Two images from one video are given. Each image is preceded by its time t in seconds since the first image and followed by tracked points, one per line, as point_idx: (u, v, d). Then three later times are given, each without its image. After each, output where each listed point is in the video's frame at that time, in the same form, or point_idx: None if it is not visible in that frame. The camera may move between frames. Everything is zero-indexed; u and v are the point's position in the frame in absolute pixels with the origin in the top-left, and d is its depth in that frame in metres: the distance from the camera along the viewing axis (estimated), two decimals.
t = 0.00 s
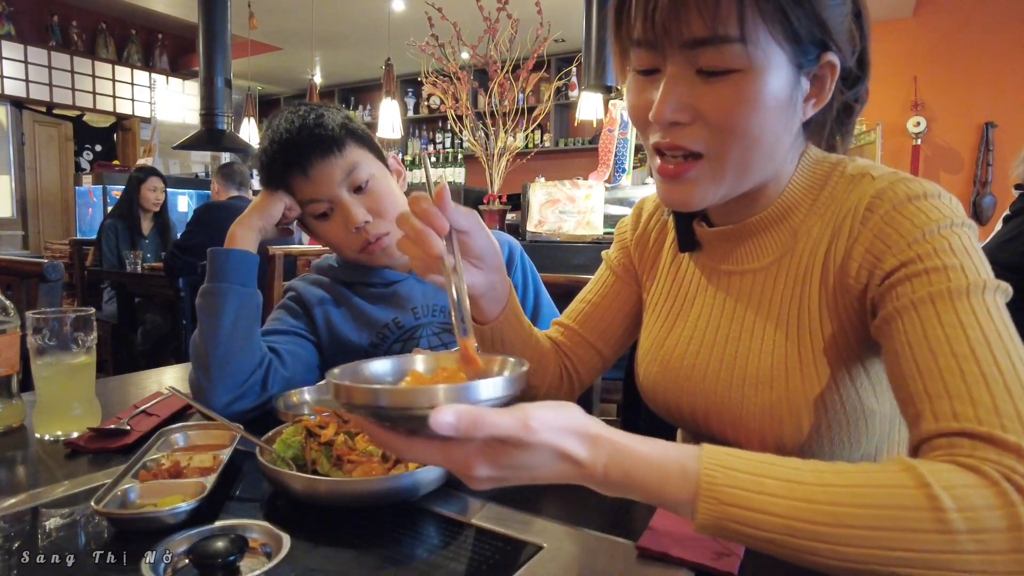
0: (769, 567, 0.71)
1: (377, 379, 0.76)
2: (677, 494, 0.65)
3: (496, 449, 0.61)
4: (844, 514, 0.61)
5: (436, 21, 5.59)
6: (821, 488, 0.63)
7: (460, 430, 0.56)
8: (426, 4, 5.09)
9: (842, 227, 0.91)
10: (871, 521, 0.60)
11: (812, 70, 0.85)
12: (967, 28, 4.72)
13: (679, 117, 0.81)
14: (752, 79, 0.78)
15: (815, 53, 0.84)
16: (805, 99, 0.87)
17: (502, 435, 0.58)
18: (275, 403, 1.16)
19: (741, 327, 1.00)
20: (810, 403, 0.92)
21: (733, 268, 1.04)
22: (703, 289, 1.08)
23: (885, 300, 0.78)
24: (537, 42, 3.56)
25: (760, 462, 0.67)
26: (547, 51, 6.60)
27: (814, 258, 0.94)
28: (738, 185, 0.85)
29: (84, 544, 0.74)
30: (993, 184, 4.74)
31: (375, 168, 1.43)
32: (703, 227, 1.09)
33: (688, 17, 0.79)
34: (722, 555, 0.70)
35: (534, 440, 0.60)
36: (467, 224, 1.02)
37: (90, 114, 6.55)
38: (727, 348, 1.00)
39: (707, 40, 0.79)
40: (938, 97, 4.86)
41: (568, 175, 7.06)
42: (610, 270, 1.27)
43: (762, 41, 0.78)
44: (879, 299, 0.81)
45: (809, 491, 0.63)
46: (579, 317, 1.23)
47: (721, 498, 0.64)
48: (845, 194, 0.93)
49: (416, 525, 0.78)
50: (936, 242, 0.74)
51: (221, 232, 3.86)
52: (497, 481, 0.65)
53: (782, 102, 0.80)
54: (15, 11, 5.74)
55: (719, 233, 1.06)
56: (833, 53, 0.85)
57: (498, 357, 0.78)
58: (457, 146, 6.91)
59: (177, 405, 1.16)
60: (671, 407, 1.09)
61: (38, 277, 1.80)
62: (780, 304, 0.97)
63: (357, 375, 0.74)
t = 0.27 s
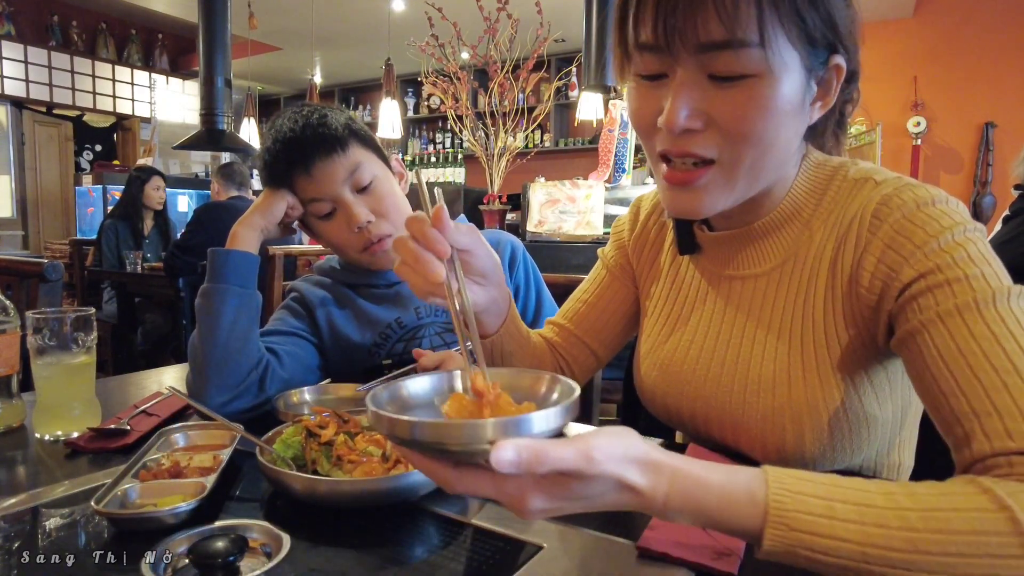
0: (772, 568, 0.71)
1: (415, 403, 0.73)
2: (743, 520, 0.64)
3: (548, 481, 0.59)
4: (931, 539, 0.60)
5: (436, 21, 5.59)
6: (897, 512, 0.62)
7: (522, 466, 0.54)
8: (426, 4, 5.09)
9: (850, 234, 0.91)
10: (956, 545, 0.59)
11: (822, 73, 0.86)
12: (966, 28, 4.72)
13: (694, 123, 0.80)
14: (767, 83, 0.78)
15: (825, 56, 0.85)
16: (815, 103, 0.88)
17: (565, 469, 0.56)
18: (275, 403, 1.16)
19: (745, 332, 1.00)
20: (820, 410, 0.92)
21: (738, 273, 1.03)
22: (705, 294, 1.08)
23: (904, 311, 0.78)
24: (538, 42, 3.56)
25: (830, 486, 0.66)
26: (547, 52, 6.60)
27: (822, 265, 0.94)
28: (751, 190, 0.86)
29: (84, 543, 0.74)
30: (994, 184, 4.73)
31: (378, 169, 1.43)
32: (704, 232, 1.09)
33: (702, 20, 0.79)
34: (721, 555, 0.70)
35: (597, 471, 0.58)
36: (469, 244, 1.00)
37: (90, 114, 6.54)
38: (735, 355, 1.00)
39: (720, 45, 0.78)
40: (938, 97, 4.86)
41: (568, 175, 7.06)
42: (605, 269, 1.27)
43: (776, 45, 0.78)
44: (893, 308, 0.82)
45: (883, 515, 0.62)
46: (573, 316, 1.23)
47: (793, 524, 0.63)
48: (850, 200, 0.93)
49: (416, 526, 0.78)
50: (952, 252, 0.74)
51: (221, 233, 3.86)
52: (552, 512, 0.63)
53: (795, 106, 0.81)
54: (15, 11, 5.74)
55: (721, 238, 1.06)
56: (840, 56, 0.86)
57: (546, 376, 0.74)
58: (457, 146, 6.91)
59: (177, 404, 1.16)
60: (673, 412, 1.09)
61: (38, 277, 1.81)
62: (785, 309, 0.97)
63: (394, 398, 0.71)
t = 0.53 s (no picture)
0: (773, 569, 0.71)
1: (434, 408, 0.73)
2: (784, 535, 0.65)
3: (584, 498, 0.58)
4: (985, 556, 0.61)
5: (436, 20, 5.59)
6: (941, 528, 0.63)
7: (566, 488, 0.52)
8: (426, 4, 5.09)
9: (853, 238, 0.91)
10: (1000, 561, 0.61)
11: (829, 70, 0.86)
12: (965, 29, 4.73)
13: (701, 122, 0.80)
14: (776, 82, 0.78)
15: (831, 53, 0.85)
16: (820, 100, 0.88)
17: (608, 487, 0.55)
18: (275, 403, 1.16)
19: (748, 335, 1.00)
20: (824, 413, 0.93)
21: (739, 275, 1.04)
22: (705, 295, 1.08)
23: (914, 316, 0.79)
24: (538, 42, 3.56)
25: (871, 501, 0.67)
26: (547, 52, 6.61)
27: (826, 267, 0.94)
28: (755, 189, 0.85)
29: (84, 543, 0.74)
30: (994, 185, 4.73)
31: (383, 169, 1.44)
32: (704, 233, 1.08)
33: (711, 17, 0.78)
34: (721, 555, 0.70)
35: (638, 488, 0.57)
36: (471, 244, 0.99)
37: (90, 114, 6.55)
38: (738, 357, 1.00)
39: (729, 42, 0.78)
40: (939, 97, 4.86)
41: (568, 175, 7.06)
42: (601, 267, 1.26)
43: (784, 43, 0.79)
44: (901, 312, 0.83)
45: (927, 530, 0.64)
46: (570, 315, 1.23)
47: (834, 540, 0.64)
48: (852, 203, 0.94)
49: (417, 526, 0.78)
50: (961, 259, 0.75)
51: (221, 233, 3.86)
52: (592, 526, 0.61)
53: (802, 105, 0.81)
54: (15, 11, 5.74)
55: (722, 240, 1.06)
56: (844, 54, 0.86)
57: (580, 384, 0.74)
58: (457, 146, 6.91)
59: (177, 404, 1.16)
60: (672, 414, 1.09)
61: (38, 277, 1.81)
62: (788, 311, 0.97)
63: (412, 402, 0.71)
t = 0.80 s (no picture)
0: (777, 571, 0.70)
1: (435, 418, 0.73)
2: (798, 544, 0.65)
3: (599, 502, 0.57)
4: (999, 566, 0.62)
5: (436, 19, 5.57)
6: (957, 538, 0.64)
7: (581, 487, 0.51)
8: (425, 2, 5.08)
9: (859, 240, 0.90)
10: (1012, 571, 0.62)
11: (831, 71, 0.85)
12: (968, 28, 4.72)
13: (699, 123, 0.79)
14: (775, 82, 0.77)
15: (833, 54, 0.84)
16: (824, 99, 0.87)
17: (625, 491, 0.55)
18: (274, 404, 1.15)
19: (751, 336, 0.99)
20: (828, 417, 0.92)
21: (743, 276, 1.03)
22: (708, 295, 1.07)
23: (921, 321, 0.79)
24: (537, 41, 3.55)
25: (882, 509, 0.67)
26: (547, 51, 6.59)
27: (830, 269, 0.93)
28: (755, 191, 0.84)
29: (81, 545, 0.73)
30: (996, 184, 4.72)
31: (384, 170, 1.41)
32: (708, 233, 1.07)
33: (709, 15, 0.77)
34: (724, 558, 0.69)
35: (656, 493, 0.57)
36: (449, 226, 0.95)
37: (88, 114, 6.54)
38: (741, 360, 0.99)
39: (726, 42, 0.77)
40: (941, 96, 4.85)
41: (567, 174, 7.04)
42: (602, 266, 1.25)
43: (784, 41, 0.77)
44: (908, 315, 0.82)
45: (942, 540, 0.64)
46: (572, 315, 1.22)
47: (848, 548, 0.65)
48: (858, 203, 0.93)
49: (417, 527, 0.77)
50: (969, 264, 0.75)
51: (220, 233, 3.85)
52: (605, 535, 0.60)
53: (803, 105, 0.80)
54: (12, 10, 5.73)
55: (725, 240, 1.05)
56: (848, 54, 0.85)
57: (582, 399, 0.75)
58: (457, 145, 6.89)
59: (175, 405, 1.15)
60: (674, 414, 1.08)
61: (34, 277, 1.80)
62: (793, 313, 0.96)
63: (410, 409, 0.72)
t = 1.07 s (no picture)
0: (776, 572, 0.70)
1: (422, 454, 0.72)
2: (810, 560, 0.64)
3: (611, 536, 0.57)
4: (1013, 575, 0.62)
5: (436, 19, 5.58)
6: (969, 548, 0.63)
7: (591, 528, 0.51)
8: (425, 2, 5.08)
9: (866, 240, 0.91)
10: None
11: (821, 69, 0.84)
12: (968, 28, 4.72)
13: (680, 129, 0.80)
14: (752, 87, 0.78)
15: (823, 52, 0.82)
16: (819, 99, 0.86)
17: (643, 520, 0.54)
18: (274, 404, 1.14)
19: (757, 335, 0.99)
20: (831, 417, 0.92)
21: (748, 274, 1.03)
22: (713, 294, 1.07)
23: (929, 321, 0.79)
24: (538, 41, 3.55)
25: (894, 521, 0.66)
26: (547, 51, 6.60)
27: (837, 268, 0.93)
28: (745, 196, 0.84)
29: (81, 545, 0.73)
30: (996, 184, 4.71)
31: (384, 169, 1.43)
32: (714, 231, 1.07)
33: (677, 25, 0.79)
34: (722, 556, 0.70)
35: (671, 519, 0.56)
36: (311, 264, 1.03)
37: (88, 114, 6.54)
38: (745, 359, 0.99)
39: (696, 52, 0.79)
40: (941, 96, 4.85)
41: (567, 174, 7.05)
42: (605, 261, 1.25)
43: (759, 45, 0.77)
44: (915, 315, 0.82)
45: (955, 550, 0.63)
46: (569, 306, 1.22)
47: (861, 563, 0.64)
48: (867, 203, 0.93)
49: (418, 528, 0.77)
50: (980, 265, 0.75)
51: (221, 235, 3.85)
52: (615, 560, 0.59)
53: (788, 107, 0.80)
54: (13, 10, 5.74)
55: (732, 238, 1.04)
56: (843, 50, 0.84)
57: (580, 423, 0.74)
58: (456, 145, 6.90)
59: (175, 405, 1.15)
60: (675, 413, 1.08)
61: (34, 277, 1.80)
62: (800, 312, 0.96)
63: (395, 447, 0.70)
